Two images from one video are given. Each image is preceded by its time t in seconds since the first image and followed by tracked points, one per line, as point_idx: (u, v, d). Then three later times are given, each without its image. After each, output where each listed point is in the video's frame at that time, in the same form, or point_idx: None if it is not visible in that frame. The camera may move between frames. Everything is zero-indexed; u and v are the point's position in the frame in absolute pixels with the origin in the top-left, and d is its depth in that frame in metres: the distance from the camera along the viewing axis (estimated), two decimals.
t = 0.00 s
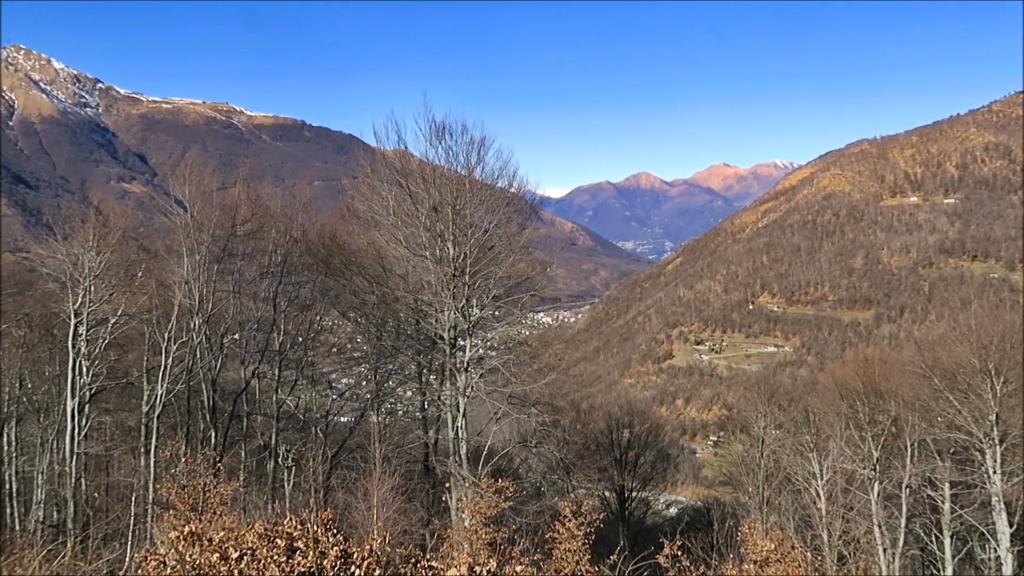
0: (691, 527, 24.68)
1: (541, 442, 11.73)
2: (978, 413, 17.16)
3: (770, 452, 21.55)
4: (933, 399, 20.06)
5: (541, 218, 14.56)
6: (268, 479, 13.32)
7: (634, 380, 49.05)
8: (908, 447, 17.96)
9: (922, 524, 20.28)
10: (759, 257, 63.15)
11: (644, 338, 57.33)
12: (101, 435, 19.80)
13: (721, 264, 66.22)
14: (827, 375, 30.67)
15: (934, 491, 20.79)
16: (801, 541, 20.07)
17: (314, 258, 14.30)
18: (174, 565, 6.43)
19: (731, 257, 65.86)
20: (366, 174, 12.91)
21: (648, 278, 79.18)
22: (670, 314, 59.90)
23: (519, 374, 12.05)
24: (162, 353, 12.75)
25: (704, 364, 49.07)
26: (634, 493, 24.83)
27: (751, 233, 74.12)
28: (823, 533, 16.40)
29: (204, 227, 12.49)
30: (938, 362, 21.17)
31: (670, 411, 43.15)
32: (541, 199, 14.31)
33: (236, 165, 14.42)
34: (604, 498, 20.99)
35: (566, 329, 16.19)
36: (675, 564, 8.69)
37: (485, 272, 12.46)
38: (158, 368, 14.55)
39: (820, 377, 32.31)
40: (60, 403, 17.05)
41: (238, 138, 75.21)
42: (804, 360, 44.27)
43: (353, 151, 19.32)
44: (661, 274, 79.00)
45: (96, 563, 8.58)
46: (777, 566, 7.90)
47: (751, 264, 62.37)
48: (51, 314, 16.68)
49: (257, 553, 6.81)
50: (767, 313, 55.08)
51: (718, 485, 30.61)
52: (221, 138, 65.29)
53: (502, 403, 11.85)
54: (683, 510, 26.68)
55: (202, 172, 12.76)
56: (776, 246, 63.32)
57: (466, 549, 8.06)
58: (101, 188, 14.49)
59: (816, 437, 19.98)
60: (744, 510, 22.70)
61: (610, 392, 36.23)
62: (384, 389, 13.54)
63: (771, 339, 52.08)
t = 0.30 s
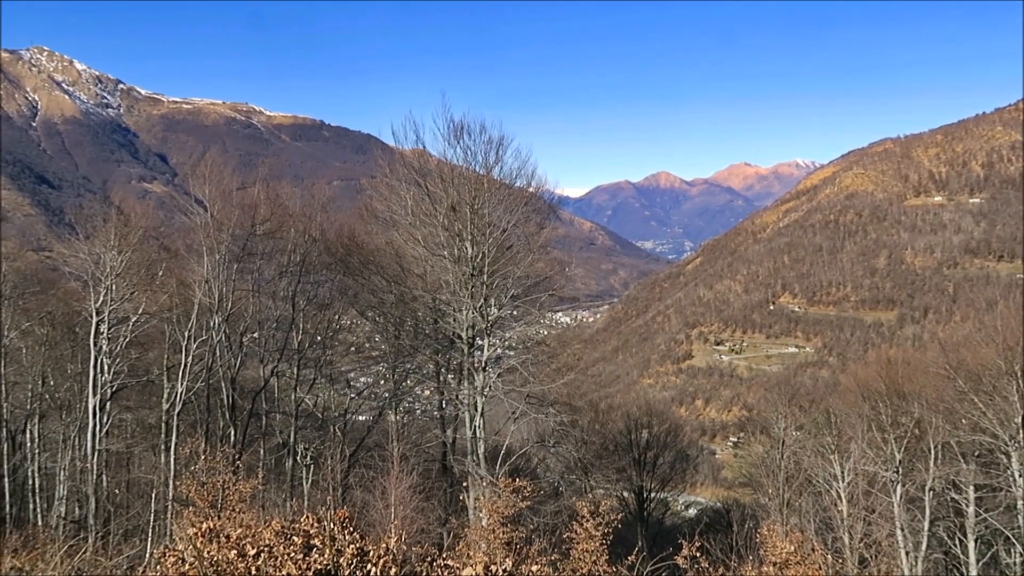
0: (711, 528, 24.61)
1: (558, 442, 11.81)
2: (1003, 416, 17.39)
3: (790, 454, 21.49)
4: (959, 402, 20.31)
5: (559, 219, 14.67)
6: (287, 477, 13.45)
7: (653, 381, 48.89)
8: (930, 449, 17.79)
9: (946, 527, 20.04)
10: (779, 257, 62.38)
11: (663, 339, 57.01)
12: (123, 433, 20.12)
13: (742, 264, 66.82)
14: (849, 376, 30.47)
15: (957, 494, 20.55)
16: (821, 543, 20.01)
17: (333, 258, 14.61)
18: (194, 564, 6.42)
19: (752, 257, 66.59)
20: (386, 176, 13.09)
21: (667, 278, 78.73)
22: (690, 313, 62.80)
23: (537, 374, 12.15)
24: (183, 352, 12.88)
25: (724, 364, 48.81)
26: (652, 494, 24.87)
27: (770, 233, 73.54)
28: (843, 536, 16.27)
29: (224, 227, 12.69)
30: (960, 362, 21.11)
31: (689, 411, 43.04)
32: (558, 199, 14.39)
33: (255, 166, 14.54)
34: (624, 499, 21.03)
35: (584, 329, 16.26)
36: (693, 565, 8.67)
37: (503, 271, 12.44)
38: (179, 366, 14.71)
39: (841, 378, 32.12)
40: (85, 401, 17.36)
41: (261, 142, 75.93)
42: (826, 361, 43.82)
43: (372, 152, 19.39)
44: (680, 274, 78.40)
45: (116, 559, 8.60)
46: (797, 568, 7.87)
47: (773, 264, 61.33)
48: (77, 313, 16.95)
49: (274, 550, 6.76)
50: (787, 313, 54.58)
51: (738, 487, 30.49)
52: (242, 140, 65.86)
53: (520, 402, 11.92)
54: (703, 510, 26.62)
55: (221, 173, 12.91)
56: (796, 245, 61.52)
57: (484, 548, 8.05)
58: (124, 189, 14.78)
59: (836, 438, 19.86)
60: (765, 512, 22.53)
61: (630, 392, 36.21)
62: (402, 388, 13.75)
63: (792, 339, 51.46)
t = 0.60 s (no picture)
0: (728, 532, 24.50)
1: (575, 444, 11.88)
2: None
3: (809, 457, 21.34)
4: (979, 405, 19.94)
5: (576, 220, 14.71)
6: (306, 477, 13.57)
7: (672, 382, 48.35)
8: (953, 453, 17.62)
9: (967, 532, 19.83)
10: (799, 258, 61.07)
11: (681, 340, 56.44)
12: (143, 432, 20.26)
13: (762, 266, 64.28)
14: (869, 379, 30.27)
15: (979, 499, 20.32)
16: (841, 547, 19.90)
17: (352, 259, 14.68)
18: (215, 563, 6.43)
19: (772, 258, 64.43)
20: (404, 177, 13.12)
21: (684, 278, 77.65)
22: (708, 316, 58.70)
23: (554, 376, 12.22)
24: (203, 352, 13.01)
25: (743, 366, 48.39)
26: (670, 496, 24.69)
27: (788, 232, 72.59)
28: (864, 541, 16.13)
29: (244, 228, 12.75)
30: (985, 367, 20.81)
31: (708, 413, 42.71)
32: (575, 200, 14.43)
33: (275, 167, 14.59)
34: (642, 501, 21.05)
35: (601, 329, 16.28)
36: (712, 569, 8.64)
37: (521, 272, 12.51)
38: (200, 366, 14.83)
39: (860, 381, 31.84)
40: (105, 400, 17.53)
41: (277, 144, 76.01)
42: (846, 363, 43.12)
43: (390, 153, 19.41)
44: (697, 274, 77.41)
45: (137, 557, 8.63)
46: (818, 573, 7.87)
47: (790, 266, 60.71)
48: (97, 313, 17.13)
49: (293, 550, 6.81)
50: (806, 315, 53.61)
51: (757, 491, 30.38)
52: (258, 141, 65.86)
53: (537, 404, 11.98)
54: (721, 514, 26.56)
55: (241, 174, 13.05)
56: (816, 247, 60.90)
57: (501, 550, 8.07)
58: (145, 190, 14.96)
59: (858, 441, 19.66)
60: (785, 516, 22.45)
61: (647, 394, 35.93)
62: (420, 389, 13.91)
63: (812, 342, 50.58)
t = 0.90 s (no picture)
0: (747, 537, 24.45)
1: (593, 448, 11.96)
2: None
3: (829, 462, 21.34)
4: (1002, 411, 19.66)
5: (595, 224, 14.77)
6: (325, 480, 13.73)
7: (689, 387, 48.11)
8: (973, 459, 17.49)
9: (990, 539, 19.62)
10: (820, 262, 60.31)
11: (700, 344, 56.05)
12: (168, 434, 20.55)
13: (781, 269, 63.84)
14: (890, 383, 29.96)
15: (1003, 506, 20.07)
16: (861, 553, 19.86)
17: (372, 263, 14.81)
18: (236, 564, 6.48)
19: (792, 262, 63.76)
20: (423, 181, 13.30)
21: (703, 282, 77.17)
22: (727, 321, 59.76)
23: (572, 380, 12.30)
24: (225, 356, 13.23)
25: (761, 371, 48.06)
26: (689, 500, 24.63)
27: (808, 235, 71.70)
28: (883, 547, 16.12)
29: (265, 233, 13.00)
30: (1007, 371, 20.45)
31: (726, 418, 42.59)
32: (593, 204, 14.50)
33: (295, 172, 14.79)
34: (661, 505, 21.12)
35: (620, 333, 16.30)
36: (732, 575, 8.61)
37: (540, 276, 12.67)
38: (222, 369, 15.04)
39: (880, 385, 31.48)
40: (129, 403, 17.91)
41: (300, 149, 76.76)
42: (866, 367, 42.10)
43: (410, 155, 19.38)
44: (716, 278, 76.87)
45: (161, 558, 8.78)
46: None
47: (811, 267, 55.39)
48: (123, 316, 17.49)
49: (315, 552, 6.90)
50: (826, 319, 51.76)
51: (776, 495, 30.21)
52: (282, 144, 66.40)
53: (556, 408, 12.08)
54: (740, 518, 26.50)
55: (263, 180, 13.29)
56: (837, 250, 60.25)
57: (517, 552, 8.12)
58: (170, 196, 15.24)
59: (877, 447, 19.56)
60: (802, 522, 22.84)
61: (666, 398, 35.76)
62: (438, 393, 14.05)
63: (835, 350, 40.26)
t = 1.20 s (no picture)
0: (768, 546, 24.22)
1: (614, 454, 12.01)
2: None
3: (852, 470, 21.21)
4: None
5: (616, 230, 14.86)
6: (347, 486, 13.83)
7: (709, 395, 47.65)
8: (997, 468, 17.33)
9: (1015, 549, 19.38)
10: (841, 268, 59.65)
11: (720, 351, 55.51)
12: (192, 440, 20.70)
13: (802, 276, 63.25)
14: (913, 391, 29.66)
15: None
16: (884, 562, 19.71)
17: (394, 270, 14.94)
18: (262, 569, 6.49)
19: (813, 269, 63.19)
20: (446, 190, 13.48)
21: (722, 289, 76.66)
22: (748, 326, 57.95)
23: (593, 387, 12.36)
24: (250, 362, 13.42)
25: (782, 378, 47.58)
26: (709, 509, 24.38)
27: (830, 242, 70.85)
28: (907, 556, 16.04)
29: (290, 240, 13.23)
30: None
31: (747, 425, 42.28)
32: (613, 211, 14.61)
33: (321, 181, 15.00)
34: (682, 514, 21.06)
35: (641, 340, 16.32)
36: None
37: (560, 283, 12.84)
38: (246, 375, 15.21)
39: (904, 394, 31.14)
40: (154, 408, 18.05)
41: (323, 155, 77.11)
42: (888, 375, 41.55)
43: (435, 162, 19.48)
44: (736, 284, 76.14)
45: (188, 562, 8.86)
46: None
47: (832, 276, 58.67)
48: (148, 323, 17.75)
49: (341, 559, 6.85)
50: (848, 326, 51.20)
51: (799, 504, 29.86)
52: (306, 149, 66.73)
53: (576, 415, 12.15)
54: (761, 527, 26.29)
55: (288, 188, 13.53)
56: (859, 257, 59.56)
57: (540, 558, 8.14)
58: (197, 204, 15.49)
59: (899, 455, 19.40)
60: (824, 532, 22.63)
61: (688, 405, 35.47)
62: (459, 400, 14.16)
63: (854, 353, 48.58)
